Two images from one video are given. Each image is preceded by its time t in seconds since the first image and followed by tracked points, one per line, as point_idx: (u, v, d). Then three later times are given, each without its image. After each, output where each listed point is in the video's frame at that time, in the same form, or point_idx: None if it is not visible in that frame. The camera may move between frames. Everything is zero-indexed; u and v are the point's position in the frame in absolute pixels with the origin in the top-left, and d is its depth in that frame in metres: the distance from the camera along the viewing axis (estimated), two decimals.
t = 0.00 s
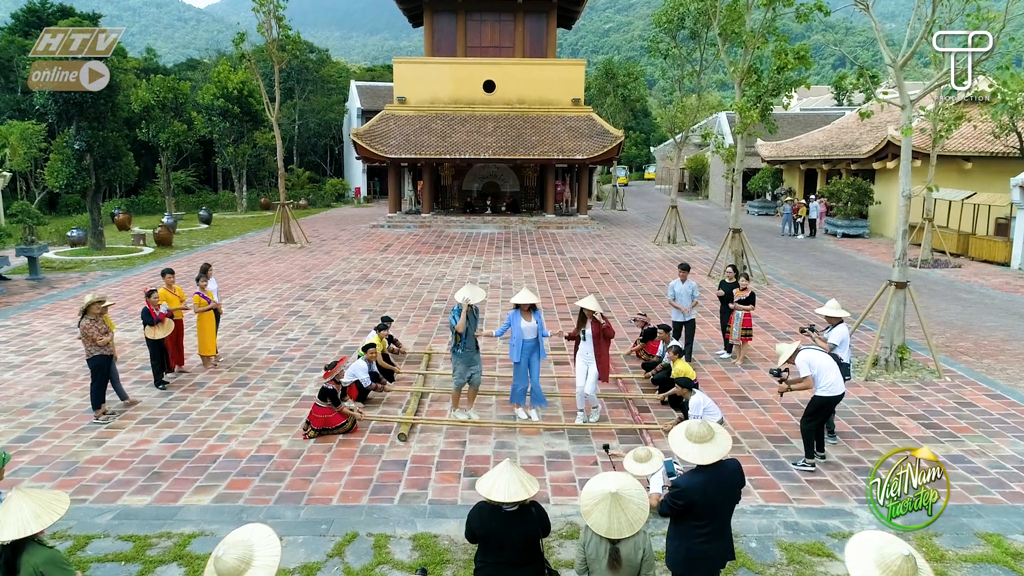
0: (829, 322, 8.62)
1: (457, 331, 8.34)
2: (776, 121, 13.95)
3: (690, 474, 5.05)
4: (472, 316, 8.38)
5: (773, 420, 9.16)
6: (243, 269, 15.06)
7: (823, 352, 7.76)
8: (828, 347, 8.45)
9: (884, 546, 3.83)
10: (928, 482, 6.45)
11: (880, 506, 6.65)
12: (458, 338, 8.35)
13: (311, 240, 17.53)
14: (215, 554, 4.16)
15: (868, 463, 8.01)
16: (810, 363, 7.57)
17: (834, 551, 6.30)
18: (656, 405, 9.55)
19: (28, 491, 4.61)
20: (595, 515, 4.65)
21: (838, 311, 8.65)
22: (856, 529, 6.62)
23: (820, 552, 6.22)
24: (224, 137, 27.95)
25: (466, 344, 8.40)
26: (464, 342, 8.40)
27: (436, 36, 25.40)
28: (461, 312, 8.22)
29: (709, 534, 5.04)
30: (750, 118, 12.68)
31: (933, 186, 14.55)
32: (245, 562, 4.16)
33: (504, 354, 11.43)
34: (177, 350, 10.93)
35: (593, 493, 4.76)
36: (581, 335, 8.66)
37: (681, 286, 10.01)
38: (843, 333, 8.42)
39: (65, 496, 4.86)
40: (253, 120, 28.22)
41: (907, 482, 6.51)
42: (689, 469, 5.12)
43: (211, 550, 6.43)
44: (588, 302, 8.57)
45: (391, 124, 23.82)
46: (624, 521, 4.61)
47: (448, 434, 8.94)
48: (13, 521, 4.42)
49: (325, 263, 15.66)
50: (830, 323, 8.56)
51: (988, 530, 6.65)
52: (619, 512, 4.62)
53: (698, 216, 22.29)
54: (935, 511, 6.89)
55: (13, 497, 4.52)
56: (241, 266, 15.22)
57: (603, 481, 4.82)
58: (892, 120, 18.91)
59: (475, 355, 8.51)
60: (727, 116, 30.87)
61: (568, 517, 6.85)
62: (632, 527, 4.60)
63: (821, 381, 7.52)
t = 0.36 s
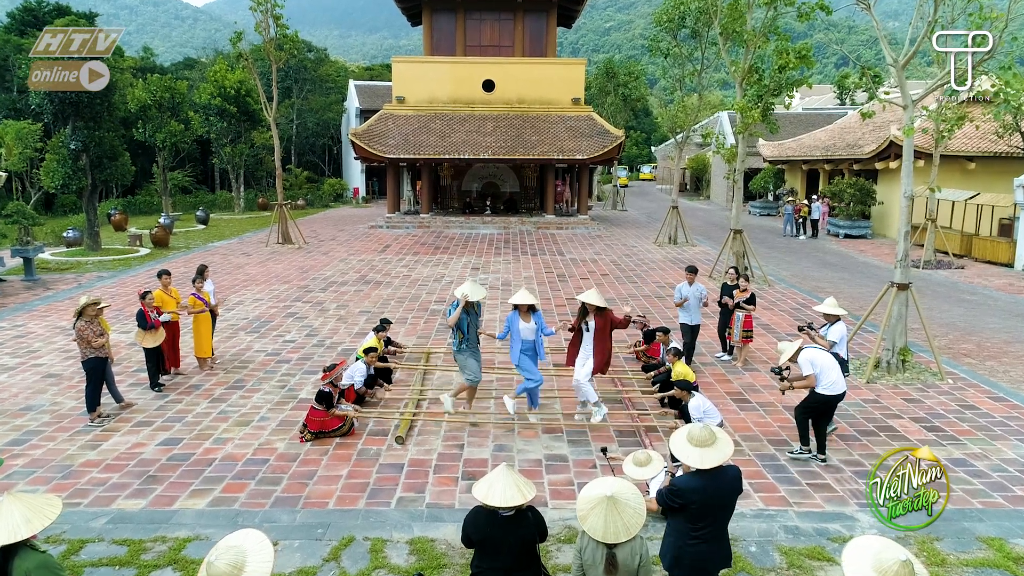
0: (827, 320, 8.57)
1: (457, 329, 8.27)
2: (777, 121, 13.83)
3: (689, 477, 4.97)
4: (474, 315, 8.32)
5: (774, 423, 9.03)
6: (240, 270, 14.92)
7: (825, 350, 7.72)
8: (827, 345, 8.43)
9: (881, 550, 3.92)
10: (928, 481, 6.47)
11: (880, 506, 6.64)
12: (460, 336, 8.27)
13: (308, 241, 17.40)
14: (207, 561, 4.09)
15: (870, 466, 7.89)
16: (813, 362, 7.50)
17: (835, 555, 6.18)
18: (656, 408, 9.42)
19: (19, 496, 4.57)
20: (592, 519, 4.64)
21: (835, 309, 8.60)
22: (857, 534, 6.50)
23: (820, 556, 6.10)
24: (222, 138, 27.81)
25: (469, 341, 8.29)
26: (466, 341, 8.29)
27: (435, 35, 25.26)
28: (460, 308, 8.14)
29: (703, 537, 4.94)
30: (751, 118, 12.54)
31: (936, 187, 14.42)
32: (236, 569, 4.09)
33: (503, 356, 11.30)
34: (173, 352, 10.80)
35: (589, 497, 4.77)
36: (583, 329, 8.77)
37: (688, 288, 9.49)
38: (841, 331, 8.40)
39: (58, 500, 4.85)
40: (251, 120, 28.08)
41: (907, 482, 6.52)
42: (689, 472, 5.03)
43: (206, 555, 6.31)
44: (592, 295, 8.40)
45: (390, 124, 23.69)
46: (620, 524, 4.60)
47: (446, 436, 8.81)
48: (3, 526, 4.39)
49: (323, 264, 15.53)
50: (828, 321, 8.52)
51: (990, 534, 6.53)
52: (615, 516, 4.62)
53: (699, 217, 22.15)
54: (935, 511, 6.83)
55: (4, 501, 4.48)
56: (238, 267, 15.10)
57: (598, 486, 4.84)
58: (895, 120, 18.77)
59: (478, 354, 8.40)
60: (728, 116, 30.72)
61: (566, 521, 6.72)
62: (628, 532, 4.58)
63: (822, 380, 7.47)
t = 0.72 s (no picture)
0: (824, 318, 8.41)
1: (456, 344, 8.12)
2: (778, 122, 13.74)
3: (689, 479, 4.86)
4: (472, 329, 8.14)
5: (775, 425, 8.92)
6: (237, 271, 14.79)
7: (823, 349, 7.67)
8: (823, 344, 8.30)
9: (880, 556, 3.85)
10: (927, 481, 6.32)
11: (880, 506, 6.54)
12: (458, 351, 8.12)
13: (307, 242, 17.27)
14: (204, 562, 4.02)
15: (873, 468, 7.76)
16: (812, 361, 7.47)
17: (836, 559, 6.06)
18: (657, 410, 9.28)
19: (18, 499, 4.48)
20: (590, 523, 4.55)
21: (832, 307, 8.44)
22: (859, 538, 6.38)
23: (822, 560, 5.99)
24: (220, 138, 27.68)
25: (467, 356, 8.15)
26: (464, 356, 8.16)
27: (434, 35, 25.13)
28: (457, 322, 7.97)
29: (702, 540, 4.84)
30: (752, 118, 12.42)
31: (939, 188, 14.28)
32: (234, 573, 4.00)
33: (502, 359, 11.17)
34: (169, 354, 10.64)
35: (587, 500, 4.66)
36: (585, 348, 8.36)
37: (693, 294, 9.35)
38: (838, 329, 8.27)
39: (54, 505, 4.76)
40: (249, 120, 27.94)
41: (907, 482, 6.38)
42: (689, 474, 4.92)
43: (202, 558, 6.20)
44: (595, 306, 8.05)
45: (388, 124, 23.56)
46: (619, 527, 4.51)
47: (445, 439, 8.69)
48: None
49: (321, 265, 15.41)
50: (824, 320, 8.35)
51: (993, 538, 6.41)
52: (613, 519, 4.53)
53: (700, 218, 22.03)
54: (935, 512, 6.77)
55: None
56: (236, 268, 14.96)
57: (595, 489, 4.74)
58: (897, 120, 18.63)
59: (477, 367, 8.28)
60: (729, 116, 30.60)
61: (566, 525, 6.59)
62: (627, 535, 4.49)
63: (820, 382, 7.44)
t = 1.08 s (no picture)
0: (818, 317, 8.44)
1: (459, 355, 8.00)
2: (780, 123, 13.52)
3: (689, 483, 4.75)
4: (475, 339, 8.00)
5: (778, 428, 8.78)
6: (235, 273, 14.65)
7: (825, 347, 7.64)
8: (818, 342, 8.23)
9: (885, 561, 3.73)
10: (928, 481, 6.28)
11: (880, 506, 6.44)
12: (461, 362, 8.02)
13: (306, 244, 17.13)
14: (203, 564, 3.94)
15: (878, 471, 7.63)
16: (814, 359, 7.44)
17: (840, 563, 5.95)
18: (659, 413, 9.15)
19: (16, 502, 4.38)
20: (591, 526, 4.45)
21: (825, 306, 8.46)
22: (862, 541, 6.27)
23: (825, 565, 5.88)
24: (217, 139, 27.54)
25: (470, 366, 8.01)
26: (468, 366, 8.03)
27: (433, 34, 25.00)
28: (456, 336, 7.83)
29: (703, 544, 4.72)
30: (755, 119, 12.25)
31: (943, 189, 14.15)
32: None
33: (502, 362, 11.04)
34: (168, 356, 10.50)
35: (588, 503, 4.56)
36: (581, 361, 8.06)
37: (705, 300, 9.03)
38: (831, 328, 8.25)
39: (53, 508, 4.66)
40: (247, 121, 27.79)
41: (907, 482, 6.29)
42: (690, 477, 4.81)
43: (200, 563, 6.08)
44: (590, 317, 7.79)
45: (388, 124, 23.43)
46: (621, 531, 4.41)
47: (445, 442, 8.56)
48: None
49: (320, 267, 15.26)
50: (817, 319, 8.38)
51: (998, 542, 6.29)
52: (614, 521, 4.43)
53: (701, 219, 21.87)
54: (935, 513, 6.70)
55: None
56: (234, 270, 14.80)
57: (597, 491, 4.64)
58: (901, 120, 18.49)
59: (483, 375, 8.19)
60: (731, 117, 30.49)
61: (566, 529, 6.46)
62: (628, 538, 4.39)
63: (821, 380, 7.38)
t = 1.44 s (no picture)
0: (811, 319, 8.46)
1: (453, 348, 7.72)
2: (783, 128, 13.16)
3: (691, 491, 4.64)
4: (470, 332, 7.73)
5: (781, 436, 8.62)
6: (234, 279, 14.39)
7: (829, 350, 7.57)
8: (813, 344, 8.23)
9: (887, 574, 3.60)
10: (928, 482, 6.21)
11: (880, 506, 6.38)
12: (454, 355, 7.74)
13: (304, 249, 16.89)
14: None
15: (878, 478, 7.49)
16: (819, 361, 7.34)
17: (843, 572, 5.83)
18: (660, 420, 8.93)
19: (12, 511, 4.35)
20: (593, 534, 4.33)
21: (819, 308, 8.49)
22: (866, 550, 6.15)
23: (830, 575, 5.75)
24: (216, 143, 27.43)
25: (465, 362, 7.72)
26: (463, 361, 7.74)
27: (433, 38, 24.91)
28: (449, 324, 7.64)
29: (706, 553, 4.60)
30: (757, 124, 11.91)
31: (946, 195, 14.02)
32: None
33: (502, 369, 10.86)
34: (165, 363, 10.06)
35: (590, 511, 4.44)
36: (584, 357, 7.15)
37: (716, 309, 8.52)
38: (826, 330, 8.27)
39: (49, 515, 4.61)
40: (245, 125, 27.68)
41: (907, 482, 6.24)
42: (692, 485, 4.70)
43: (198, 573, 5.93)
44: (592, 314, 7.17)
45: (387, 129, 23.30)
46: (622, 540, 4.29)
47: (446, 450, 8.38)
48: None
49: (319, 272, 15.02)
50: (811, 322, 8.38)
51: (1004, 551, 6.16)
52: (616, 530, 4.31)
53: (704, 225, 21.67)
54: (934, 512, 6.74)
55: None
56: (232, 276, 14.56)
57: (599, 499, 4.51)
58: (904, 125, 18.36)
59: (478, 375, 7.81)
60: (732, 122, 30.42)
61: (568, 537, 6.29)
62: (630, 548, 4.27)
63: (824, 383, 7.29)
